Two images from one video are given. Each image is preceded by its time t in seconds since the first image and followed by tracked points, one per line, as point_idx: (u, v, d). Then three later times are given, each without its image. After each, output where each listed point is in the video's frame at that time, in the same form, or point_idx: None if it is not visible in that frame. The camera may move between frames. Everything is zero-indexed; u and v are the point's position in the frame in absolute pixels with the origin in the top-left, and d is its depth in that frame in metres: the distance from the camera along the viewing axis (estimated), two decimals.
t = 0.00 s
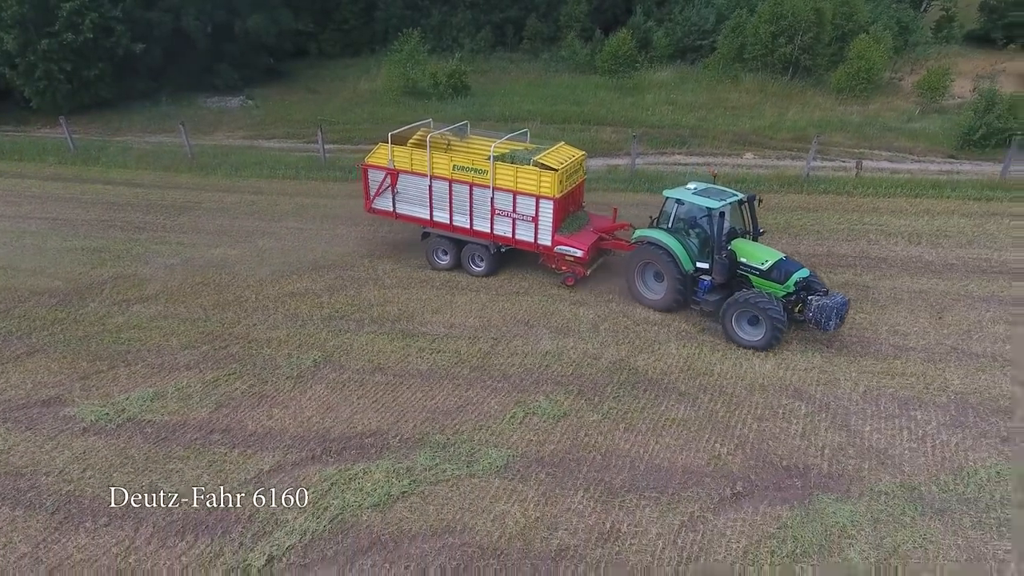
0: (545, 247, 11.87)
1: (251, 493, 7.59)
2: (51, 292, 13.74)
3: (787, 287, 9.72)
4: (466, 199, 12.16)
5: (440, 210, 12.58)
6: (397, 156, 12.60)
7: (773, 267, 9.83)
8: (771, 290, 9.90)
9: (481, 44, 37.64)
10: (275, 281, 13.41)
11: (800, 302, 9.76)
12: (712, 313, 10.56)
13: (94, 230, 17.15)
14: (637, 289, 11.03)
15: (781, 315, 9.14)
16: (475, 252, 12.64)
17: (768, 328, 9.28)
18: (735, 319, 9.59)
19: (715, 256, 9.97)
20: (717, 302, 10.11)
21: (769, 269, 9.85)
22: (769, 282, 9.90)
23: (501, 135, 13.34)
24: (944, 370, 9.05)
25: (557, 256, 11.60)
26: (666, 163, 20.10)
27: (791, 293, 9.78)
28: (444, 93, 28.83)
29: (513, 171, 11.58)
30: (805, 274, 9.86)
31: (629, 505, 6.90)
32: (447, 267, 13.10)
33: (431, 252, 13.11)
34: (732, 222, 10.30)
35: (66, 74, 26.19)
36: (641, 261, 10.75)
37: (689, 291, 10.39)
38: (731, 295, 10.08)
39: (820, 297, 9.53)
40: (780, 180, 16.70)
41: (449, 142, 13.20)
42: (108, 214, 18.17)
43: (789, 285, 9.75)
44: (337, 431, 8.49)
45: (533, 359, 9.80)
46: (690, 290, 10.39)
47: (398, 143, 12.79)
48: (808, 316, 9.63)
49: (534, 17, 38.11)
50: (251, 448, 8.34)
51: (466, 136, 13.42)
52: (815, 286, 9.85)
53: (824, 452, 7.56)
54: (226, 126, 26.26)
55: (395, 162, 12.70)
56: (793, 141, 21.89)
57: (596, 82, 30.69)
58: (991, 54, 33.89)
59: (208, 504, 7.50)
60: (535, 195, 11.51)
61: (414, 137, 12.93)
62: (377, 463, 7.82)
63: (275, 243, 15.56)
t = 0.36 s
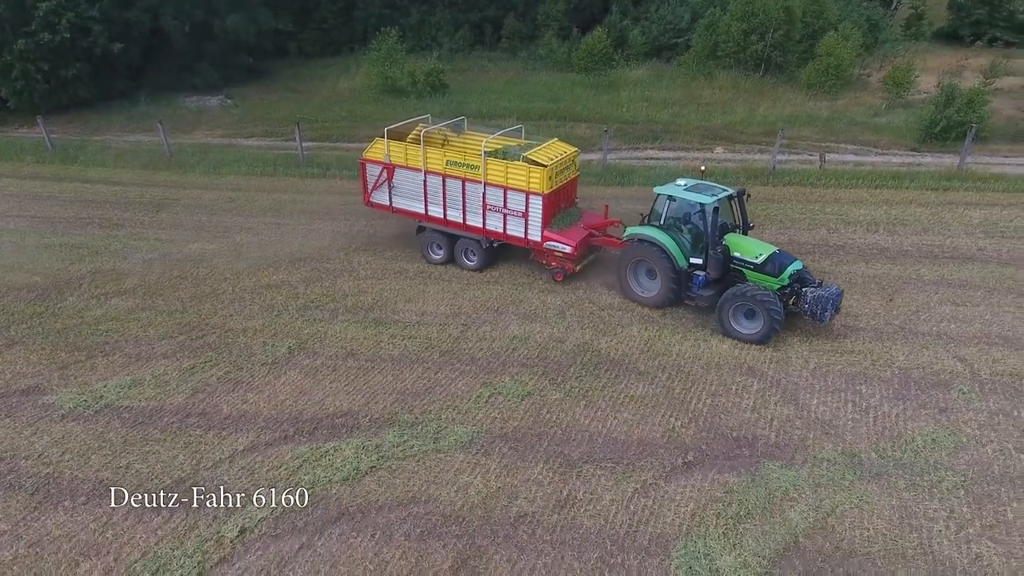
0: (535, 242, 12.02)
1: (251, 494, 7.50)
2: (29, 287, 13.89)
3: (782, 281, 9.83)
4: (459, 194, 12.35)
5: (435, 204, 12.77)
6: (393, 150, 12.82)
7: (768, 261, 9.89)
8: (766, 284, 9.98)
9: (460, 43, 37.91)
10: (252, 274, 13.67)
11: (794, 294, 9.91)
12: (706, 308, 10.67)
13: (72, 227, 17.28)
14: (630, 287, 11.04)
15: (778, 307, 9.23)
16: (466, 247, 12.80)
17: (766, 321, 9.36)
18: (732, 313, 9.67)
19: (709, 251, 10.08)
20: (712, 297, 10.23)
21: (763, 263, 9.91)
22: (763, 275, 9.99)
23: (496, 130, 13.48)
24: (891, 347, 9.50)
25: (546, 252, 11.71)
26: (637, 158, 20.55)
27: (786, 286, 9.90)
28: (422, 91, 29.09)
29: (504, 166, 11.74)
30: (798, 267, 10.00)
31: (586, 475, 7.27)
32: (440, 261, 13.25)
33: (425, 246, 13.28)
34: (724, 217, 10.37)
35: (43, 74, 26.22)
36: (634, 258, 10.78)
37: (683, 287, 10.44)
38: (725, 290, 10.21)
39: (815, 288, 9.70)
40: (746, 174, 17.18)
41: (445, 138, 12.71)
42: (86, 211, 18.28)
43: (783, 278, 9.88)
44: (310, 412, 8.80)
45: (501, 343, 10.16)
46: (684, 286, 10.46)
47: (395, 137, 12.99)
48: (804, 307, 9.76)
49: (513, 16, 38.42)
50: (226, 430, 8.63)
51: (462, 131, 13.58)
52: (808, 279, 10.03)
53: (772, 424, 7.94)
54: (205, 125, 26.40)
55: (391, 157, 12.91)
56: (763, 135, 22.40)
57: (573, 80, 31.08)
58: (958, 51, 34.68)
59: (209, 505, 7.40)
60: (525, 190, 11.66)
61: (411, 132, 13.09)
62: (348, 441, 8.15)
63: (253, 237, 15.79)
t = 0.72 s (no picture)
0: (529, 237, 11.96)
1: (251, 493, 7.40)
2: (9, 282, 14.09)
3: (779, 274, 9.76)
4: (454, 189, 12.33)
5: (432, 199, 12.77)
6: (391, 145, 12.83)
7: (765, 254, 9.83)
8: (764, 277, 9.90)
9: (439, 42, 38.17)
10: (229, 267, 13.94)
11: (792, 287, 9.90)
12: (703, 302, 10.56)
13: (51, 224, 17.45)
14: (627, 284, 10.85)
15: (778, 299, 9.26)
16: (461, 241, 12.81)
17: (767, 313, 9.36)
18: (732, 305, 9.68)
19: (707, 246, 9.91)
20: (711, 292, 10.11)
21: (760, 256, 9.84)
22: (760, 268, 9.91)
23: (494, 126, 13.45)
24: (841, 326, 9.94)
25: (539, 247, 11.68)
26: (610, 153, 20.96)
27: (783, 278, 9.85)
28: (400, 89, 29.35)
29: (497, 162, 11.69)
30: (794, 260, 9.98)
31: (545, 446, 7.67)
32: (437, 255, 13.28)
33: (422, 240, 13.31)
34: (719, 212, 10.20)
35: (21, 74, 26.28)
36: (630, 255, 10.56)
37: (681, 283, 10.28)
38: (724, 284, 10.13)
39: (812, 280, 9.72)
40: (713, 167, 17.67)
41: (444, 134, 13.27)
42: (65, 209, 18.45)
43: (781, 271, 9.82)
44: (284, 394, 9.15)
45: (470, 327, 10.54)
46: (683, 281, 10.31)
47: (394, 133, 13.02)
48: (801, 299, 9.80)
49: (491, 15, 38.73)
50: (203, 411, 8.96)
51: (461, 127, 13.55)
52: (803, 271, 10.02)
53: (722, 396, 8.37)
54: (184, 124, 26.56)
55: (390, 152, 12.93)
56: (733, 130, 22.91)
57: (550, 78, 31.49)
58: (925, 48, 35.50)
59: (208, 504, 7.31)
60: (518, 186, 11.59)
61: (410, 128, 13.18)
62: (320, 419, 8.50)
63: (230, 232, 16.05)
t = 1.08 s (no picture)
0: (526, 233, 12.03)
1: (251, 493, 7.34)
2: None
3: (776, 267, 9.94)
4: (452, 185, 12.39)
5: (430, 194, 12.83)
6: (391, 140, 12.88)
7: (762, 247, 9.97)
8: (761, 271, 10.06)
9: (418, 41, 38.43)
10: (209, 260, 14.21)
11: (789, 281, 10.04)
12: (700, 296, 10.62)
13: (30, 222, 17.59)
14: (625, 280, 10.88)
15: (774, 293, 9.36)
16: (459, 236, 12.86)
17: (764, 306, 9.46)
18: (729, 299, 9.78)
19: (705, 241, 9.96)
20: (709, 286, 10.16)
21: (758, 249, 9.98)
22: (757, 262, 10.06)
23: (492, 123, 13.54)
24: (797, 307, 10.41)
25: (536, 242, 11.76)
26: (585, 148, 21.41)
27: (781, 271, 9.99)
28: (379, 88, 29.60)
29: (495, 158, 11.77)
30: (790, 252, 10.10)
31: (509, 420, 8.07)
32: (436, 251, 13.31)
33: (421, 235, 13.34)
34: (715, 206, 10.25)
35: None
36: (628, 251, 10.59)
37: (679, 278, 10.33)
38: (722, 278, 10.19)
39: (808, 272, 9.88)
40: (683, 161, 18.18)
41: (444, 130, 13.28)
42: (45, 206, 18.60)
43: (778, 264, 9.98)
44: (261, 378, 9.50)
45: (442, 314, 10.92)
46: (681, 276, 10.35)
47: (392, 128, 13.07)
48: (798, 291, 9.93)
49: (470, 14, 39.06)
50: (182, 395, 9.28)
51: (460, 124, 13.62)
52: (800, 264, 10.14)
53: (680, 372, 8.81)
54: (163, 123, 26.69)
55: (389, 147, 12.98)
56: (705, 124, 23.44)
57: (527, 76, 31.91)
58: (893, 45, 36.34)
59: (208, 504, 7.24)
60: (515, 181, 11.68)
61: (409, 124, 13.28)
62: (295, 401, 8.86)
63: (210, 227, 16.30)
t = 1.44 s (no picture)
0: (521, 231, 12.00)
1: (251, 494, 7.33)
2: None
3: (769, 265, 9.96)
4: (448, 184, 12.40)
5: (426, 193, 12.85)
6: (387, 140, 12.92)
7: (755, 246, 10.00)
8: (753, 268, 10.08)
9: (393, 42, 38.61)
10: (183, 257, 14.43)
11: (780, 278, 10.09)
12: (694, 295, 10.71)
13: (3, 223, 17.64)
14: (619, 277, 10.97)
15: (766, 291, 9.44)
16: (454, 235, 12.85)
17: (755, 304, 9.54)
18: (722, 297, 9.83)
19: (698, 238, 10.09)
20: (702, 283, 10.26)
21: (751, 248, 10.00)
22: (750, 260, 10.08)
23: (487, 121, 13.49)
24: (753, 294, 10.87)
25: (530, 241, 11.74)
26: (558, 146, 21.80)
27: (772, 269, 10.05)
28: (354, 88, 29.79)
29: (489, 156, 11.73)
30: (782, 250, 10.16)
31: (474, 402, 8.45)
32: (432, 249, 13.36)
33: (417, 234, 13.38)
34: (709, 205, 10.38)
35: None
36: (622, 249, 10.70)
37: (673, 275, 10.42)
38: (714, 276, 10.28)
39: (800, 270, 9.93)
40: (651, 157, 18.66)
41: (438, 129, 13.39)
42: (17, 207, 18.63)
43: (770, 262, 10.01)
44: (236, 368, 9.80)
45: (412, 305, 11.27)
46: (675, 274, 10.44)
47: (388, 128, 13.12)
48: (790, 288, 9.98)
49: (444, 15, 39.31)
50: (158, 386, 9.55)
51: (456, 123, 13.62)
52: (790, 261, 10.22)
53: (638, 356, 9.23)
54: (137, 125, 26.72)
55: (385, 146, 13.02)
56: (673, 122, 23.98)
57: (501, 75, 32.32)
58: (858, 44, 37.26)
59: (209, 505, 7.23)
60: (509, 180, 11.64)
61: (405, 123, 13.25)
62: (268, 389, 9.17)
63: (184, 226, 16.49)
